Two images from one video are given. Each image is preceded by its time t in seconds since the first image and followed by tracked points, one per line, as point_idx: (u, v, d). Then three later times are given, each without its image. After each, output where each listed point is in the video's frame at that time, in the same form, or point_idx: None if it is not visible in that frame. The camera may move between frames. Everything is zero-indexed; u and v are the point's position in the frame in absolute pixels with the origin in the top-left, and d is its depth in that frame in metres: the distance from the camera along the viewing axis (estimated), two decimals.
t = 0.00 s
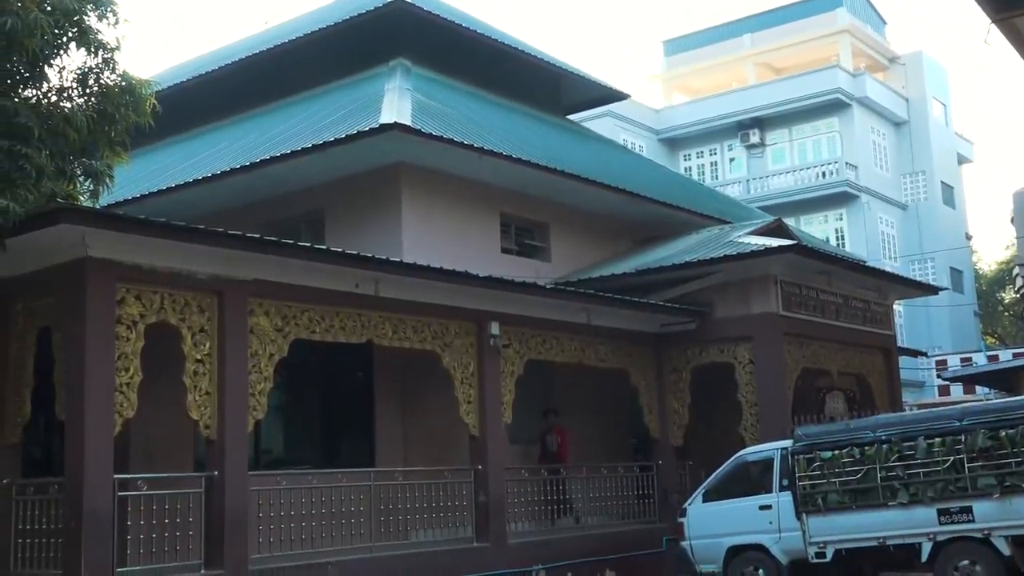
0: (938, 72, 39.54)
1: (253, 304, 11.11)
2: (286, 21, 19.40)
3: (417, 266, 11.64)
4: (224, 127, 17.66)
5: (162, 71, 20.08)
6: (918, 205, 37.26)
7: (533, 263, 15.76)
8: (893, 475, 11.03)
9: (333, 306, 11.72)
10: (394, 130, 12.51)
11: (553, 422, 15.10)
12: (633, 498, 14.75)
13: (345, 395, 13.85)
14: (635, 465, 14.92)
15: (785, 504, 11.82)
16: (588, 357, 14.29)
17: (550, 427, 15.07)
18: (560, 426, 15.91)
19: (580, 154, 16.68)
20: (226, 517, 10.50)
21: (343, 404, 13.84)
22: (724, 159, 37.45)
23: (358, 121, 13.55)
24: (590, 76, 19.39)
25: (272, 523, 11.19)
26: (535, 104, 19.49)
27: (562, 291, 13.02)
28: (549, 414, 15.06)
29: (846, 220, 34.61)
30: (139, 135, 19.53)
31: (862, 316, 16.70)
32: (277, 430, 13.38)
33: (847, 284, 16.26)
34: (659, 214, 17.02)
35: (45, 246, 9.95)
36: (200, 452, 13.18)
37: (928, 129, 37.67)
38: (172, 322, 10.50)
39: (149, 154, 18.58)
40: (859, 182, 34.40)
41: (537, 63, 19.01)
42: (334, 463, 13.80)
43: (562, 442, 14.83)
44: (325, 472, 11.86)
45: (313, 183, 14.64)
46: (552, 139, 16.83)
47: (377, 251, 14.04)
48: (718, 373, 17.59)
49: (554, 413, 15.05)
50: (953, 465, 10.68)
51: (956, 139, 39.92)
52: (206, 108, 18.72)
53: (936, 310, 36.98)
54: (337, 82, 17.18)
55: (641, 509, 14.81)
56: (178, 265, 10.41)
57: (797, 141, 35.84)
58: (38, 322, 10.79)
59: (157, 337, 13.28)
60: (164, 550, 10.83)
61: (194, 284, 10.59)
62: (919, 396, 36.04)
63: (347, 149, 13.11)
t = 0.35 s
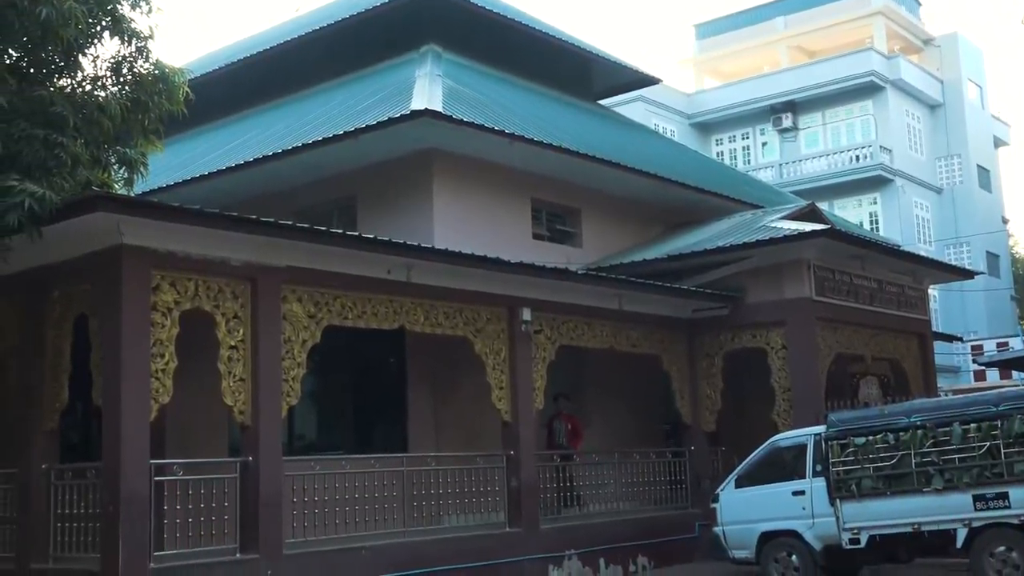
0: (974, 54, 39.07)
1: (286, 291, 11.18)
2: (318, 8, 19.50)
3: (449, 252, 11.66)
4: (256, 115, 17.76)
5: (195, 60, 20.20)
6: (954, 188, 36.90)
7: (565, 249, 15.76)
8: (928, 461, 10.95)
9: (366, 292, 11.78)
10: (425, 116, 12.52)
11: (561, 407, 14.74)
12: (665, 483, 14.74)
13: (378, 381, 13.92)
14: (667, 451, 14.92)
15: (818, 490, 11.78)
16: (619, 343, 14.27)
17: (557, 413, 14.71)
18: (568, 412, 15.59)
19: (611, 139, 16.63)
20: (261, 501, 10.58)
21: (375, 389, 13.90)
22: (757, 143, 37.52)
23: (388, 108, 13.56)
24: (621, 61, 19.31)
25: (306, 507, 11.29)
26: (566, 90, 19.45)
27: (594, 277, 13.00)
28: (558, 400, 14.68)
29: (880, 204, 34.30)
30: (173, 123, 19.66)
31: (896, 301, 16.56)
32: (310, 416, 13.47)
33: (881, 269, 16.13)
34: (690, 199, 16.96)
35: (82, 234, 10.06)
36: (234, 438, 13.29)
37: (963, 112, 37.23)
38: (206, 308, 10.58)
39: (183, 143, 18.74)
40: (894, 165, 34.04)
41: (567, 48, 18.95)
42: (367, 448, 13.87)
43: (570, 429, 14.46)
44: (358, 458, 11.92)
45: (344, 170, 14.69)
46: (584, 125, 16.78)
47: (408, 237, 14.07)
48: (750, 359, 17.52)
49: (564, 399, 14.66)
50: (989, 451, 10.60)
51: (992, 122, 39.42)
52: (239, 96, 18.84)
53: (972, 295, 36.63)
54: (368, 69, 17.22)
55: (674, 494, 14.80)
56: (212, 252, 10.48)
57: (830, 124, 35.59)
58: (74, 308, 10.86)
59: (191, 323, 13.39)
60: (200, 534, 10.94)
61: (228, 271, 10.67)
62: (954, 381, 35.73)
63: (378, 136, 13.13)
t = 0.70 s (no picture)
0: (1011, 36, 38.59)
1: (320, 279, 11.23)
2: None
3: (482, 240, 11.68)
4: (289, 104, 17.84)
5: (228, 50, 20.30)
6: (991, 173, 36.46)
7: (597, 235, 15.74)
8: (964, 448, 10.85)
9: (400, 280, 11.82)
10: (457, 103, 12.52)
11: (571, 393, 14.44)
12: (698, 470, 14.72)
13: (411, 368, 13.99)
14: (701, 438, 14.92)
15: (853, 477, 11.71)
16: (652, 330, 14.24)
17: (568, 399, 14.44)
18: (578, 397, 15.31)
19: (643, 125, 16.57)
20: (297, 488, 10.66)
21: (409, 377, 13.96)
22: (791, 129, 37.21)
23: (420, 95, 13.57)
24: (653, 46, 19.22)
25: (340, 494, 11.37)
26: (597, 76, 19.40)
27: (627, 263, 12.98)
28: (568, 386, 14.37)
29: (916, 189, 34.04)
30: (207, 113, 19.78)
31: (932, 287, 16.42)
32: (344, 403, 13.55)
33: (917, 255, 15.99)
34: (723, 185, 16.87)
35: (119, 223, 10.16)
36: (269, 424, 13.39)
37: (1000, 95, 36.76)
38: (241, 297, 10.66)
39: (217, 131, 18.87)
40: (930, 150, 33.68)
41: (599, 34, 18.88)
42: (401, 435, 13.93)
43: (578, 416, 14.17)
44: (393, 444, 11.99)
45: (376, 158, 14.73)
46: (616, 111, 16.73)
47: (440, 225, 14.10)
48: (783, 346, 17.45)
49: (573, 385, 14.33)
50: None
51: None
52: (272, 85, 18.94)
53: (1009, 280, 36.21)
54: (400, 56, 17.24)
55: (707, 481, 14.79)
56: (247, 240, 10.55)
57: (866, 109, 35.16)
58: (111, 297, 10.94)
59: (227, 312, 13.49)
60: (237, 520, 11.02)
61: (262, 259, 10.74)
62: (990, 368, 35.40)
63: (410, 124, 13.15)
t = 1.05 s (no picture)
0: None
1: (352, 271, 11.28)
2: None
3: (513, 231, 11.69)
4: (319, 96, 17.93)
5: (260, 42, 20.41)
6: None
7: (628, 225, 15.70)
8: (1000, 438, 10.81)
9: (431, 271, 11.85)
10: (487, 94, 12.52)
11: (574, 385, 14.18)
12: (730, 461, 14.68)
13: (443, 359, 14.03)
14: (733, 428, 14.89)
15: (887, 468, 11.61)
16: (683, 320, 14.20)
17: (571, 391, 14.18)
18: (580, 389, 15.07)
19: (674, 114, 16.51)
20: (329, 478, 10.71)
21: (441, 368, 14.01)
22: (823, 117, 36.93)
23: (450, 86, 13.57)
24: (683, 35, 19.15)
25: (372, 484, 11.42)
26: (627, 65, 19.35)
27: (658, 254, 12.94)
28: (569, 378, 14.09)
29: (951, 176, 33.56)
30: (238, 105, 19.91)
31: (966, 276, 16.26)
32: (376, 393, 13.61)
33: (951, 244, 15.85)
34: (754, 174, 16.79)
35: (153, 215, 10.24)
36: (301, 416, 13.47)
37: None
38: (273, 288, 10.72)
39: (248, 124, 19.00)
40: (965, 138, 33.35)
41: (629, 23, 18.82)
42: (433, 426, 13.97)
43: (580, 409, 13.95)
44: (425, 434, 12.03)
45: (406, 150, 14.76)
46: (646, 100, 16.68)
47: (471, 216, 14.10)
48: (815, 336, 17.37)
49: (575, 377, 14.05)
50: None
51: None
52: (303, 77, 19.04)
53: None
54: (430, 47, 17.28)
55: (739, 472, 14.75)
56: (279, 232, 10.61)
57: (899, 97, 34.81)
58: (146, 289, 11.02)
59: (259, 304, 13.57)
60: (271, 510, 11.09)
61: (294, 250, 10.79)
62: None
63: (440, 115, 13.16)
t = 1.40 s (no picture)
0: None
1: (380, 263, 11.31)
2: None
3: (541, 223, 11.68)
4: (348, 88, 18.00)
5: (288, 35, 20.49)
6: None
7: (656, 217, 15.67)
8: None
9: (460, 263, 11.87)
10: (513, 87, 12.51)
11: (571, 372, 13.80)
12: (759, 452, 14.64)
13: (472, 350, 14.07)
14: (762, 420, 14.84)
15: (918, 460, 11.55)
16: (712, 311, 14.18)
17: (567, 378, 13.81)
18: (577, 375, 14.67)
19: (701, 105, 16.45)
20: (359, 469, 10.76)
21: (468, 360, 14.04)
22: (853, 106, 36.85)
23: (477, 78, 13.59)
24: (711, 26, 19.07)
25: (401, 476, 11.46)
26: (655, 56, 19.31)
27: (685, 245, 12.90)
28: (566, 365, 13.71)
29: (982, 166, 33.16)
30: (268, 98, 20.03)
31: (999, 267, 16.03)
32: (406, 385, 13.66)
33: (984, 234, 15.69)
34: (783, 165, 16.71)
35: (184, 209, 10.30)
36: (332, 408, 13.55)
37: None
38: (302, 281, 10.78)
39: (278, 117, 19.12)
40: (997, 127, 32.85)
41: (656, 14, 18.77)
42: (461, 417, 14.00)
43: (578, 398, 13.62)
44: (454, 426, 12.07)
45: (433, 142, 14.78)
46: (673, 91, 16.63)
47: (498, 208, 14.12)
48: (846, 327, 17.27)
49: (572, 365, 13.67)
50: None
51: None
52: (333, 70, 19.12)
53: None
54: (458, 39, 17.30)
55: (769, 464, 14.71)
56: (308, 225, 10.66)
57: (930, 86, 34.44)
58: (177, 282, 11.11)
59: (288, 297, 13.63)
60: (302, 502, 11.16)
61: (323, 244, 10.84)
62: None
63: (467, 107, 13.16)
